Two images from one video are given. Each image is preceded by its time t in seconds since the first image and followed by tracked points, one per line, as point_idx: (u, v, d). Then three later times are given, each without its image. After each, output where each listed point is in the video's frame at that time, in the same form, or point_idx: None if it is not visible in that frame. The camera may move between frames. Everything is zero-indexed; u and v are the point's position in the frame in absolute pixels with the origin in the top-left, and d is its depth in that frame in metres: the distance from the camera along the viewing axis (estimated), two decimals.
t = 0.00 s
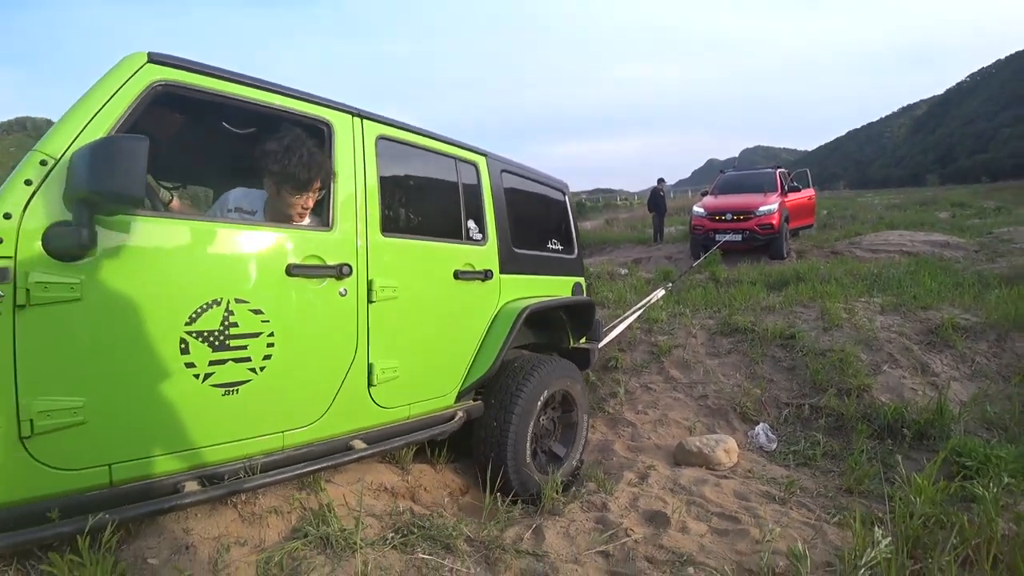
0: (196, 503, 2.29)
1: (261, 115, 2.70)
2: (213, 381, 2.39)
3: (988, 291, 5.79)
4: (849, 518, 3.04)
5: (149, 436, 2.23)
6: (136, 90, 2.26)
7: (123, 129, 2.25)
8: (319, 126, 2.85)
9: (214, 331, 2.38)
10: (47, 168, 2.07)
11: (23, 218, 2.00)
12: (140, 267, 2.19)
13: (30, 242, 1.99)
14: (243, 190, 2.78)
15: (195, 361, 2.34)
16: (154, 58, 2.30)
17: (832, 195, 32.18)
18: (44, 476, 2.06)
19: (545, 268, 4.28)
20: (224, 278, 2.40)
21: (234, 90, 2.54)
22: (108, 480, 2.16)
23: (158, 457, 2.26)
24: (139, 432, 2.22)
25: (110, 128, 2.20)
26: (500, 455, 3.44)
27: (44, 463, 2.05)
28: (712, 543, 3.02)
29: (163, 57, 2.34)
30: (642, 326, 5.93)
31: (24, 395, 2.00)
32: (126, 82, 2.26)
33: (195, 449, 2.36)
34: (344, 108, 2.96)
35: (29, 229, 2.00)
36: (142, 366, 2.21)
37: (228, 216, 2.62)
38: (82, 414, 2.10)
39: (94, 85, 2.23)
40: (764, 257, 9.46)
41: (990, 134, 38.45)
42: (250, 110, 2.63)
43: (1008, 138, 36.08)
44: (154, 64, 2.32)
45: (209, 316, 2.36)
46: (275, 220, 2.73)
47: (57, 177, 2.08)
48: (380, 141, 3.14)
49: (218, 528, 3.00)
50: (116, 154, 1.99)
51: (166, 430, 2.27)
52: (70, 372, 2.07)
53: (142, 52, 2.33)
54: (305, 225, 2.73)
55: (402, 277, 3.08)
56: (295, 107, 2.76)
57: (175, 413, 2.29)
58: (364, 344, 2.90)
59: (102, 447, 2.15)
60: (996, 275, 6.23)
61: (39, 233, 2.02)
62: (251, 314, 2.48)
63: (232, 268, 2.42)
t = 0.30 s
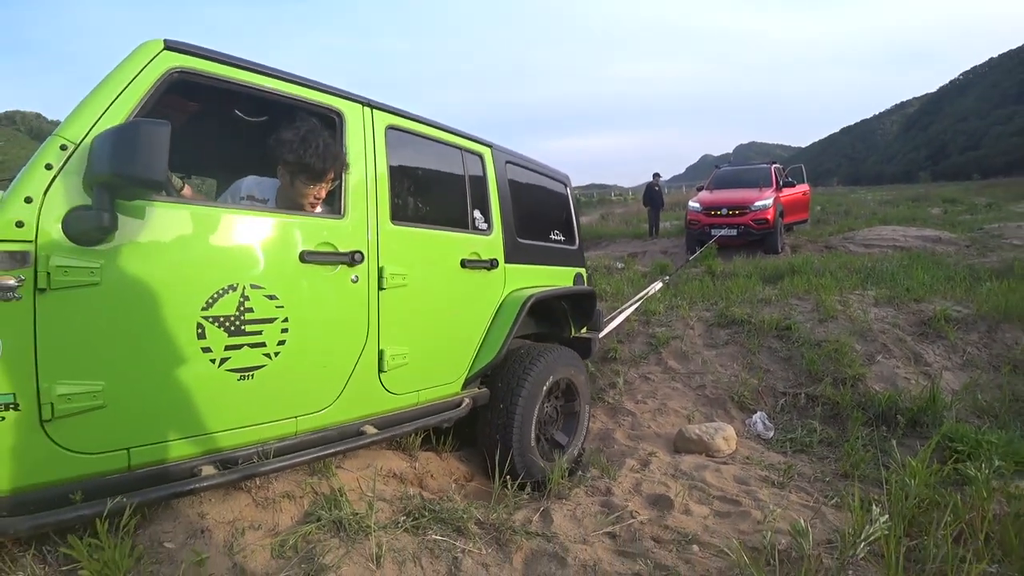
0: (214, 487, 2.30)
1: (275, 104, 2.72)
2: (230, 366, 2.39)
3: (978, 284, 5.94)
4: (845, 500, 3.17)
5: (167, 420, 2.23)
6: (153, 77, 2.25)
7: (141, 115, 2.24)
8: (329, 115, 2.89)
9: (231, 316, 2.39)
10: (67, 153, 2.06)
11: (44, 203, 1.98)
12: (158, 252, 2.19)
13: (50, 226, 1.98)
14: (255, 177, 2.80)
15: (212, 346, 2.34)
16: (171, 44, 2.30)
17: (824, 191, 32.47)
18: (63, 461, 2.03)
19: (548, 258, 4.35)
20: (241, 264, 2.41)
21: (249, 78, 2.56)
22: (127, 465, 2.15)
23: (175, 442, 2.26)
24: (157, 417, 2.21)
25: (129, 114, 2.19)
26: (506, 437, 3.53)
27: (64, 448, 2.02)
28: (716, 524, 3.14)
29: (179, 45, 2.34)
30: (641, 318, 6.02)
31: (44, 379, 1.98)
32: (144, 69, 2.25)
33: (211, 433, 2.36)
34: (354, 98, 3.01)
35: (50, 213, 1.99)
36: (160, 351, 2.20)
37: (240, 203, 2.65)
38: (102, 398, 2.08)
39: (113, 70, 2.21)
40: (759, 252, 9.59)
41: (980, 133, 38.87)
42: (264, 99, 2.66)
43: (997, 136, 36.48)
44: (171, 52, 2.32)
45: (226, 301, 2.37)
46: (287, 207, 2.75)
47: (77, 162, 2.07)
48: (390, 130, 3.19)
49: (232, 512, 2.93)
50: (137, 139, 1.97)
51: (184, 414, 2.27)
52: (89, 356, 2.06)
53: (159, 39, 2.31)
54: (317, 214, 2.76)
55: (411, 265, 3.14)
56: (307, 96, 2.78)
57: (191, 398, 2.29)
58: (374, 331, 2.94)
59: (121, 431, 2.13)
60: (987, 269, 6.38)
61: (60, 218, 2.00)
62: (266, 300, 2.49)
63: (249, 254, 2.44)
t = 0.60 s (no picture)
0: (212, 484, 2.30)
1: (271, 101, 2.74)
2: (227, 363, 2.40)
3: (957, 287, 6.09)
4: (828, 496, 3.26)
5: (163, 417, 2.24)
6: (151, 74, 2.26)
7: (138, 111, 2.25)
8: (326, 113, 2.91)
9: (227, 313, 2.40)
10: (65, 148, 2.06)
11: (42, 198, 1.99)
12: (155, 249, 2.21)
13: (47, 222, 1.98)
14: (251, 175, 2.83)
15: (209, 343, 2.35)
16: (169, 40, 2.31)
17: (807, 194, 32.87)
18: (59, 458, 2.03)
19: (538, 257, 4.40)
20: (239, 261, 2.43)
21: (249, 75, 2.58)
22: (123, 462, 2.15)
23: (170, 439, 2.27)
24: (153, 414, 2.21)
25: (127, 110, 2.20)
26: (497, 432, 3.57)
27: (61, 445, 2.03)
28: (703, 520, 3.21)
29: (178, 41, 2.35)
30: (628, 318, 6.09)
31: (41, 376, 1.98)
32: (142, 65, 2.25)
33: (208, 430, 2.37)
34: (351, 97, 3.03)
35: (49, 208, 1.99)
36: (158, 347, 2.22)
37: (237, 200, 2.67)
38: (99, 395, 2.09)
39: (110, 65, 2.22)
40: (743, 253, 9.71)
41: (958, 138, 39.58)
42: (263, 96, 2.68)
43: (975, 141, 37.18)
44: (169, 48, 2.33)
45: (223, 298, 2.39)
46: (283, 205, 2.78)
47: (74, 156, 2.07)
48: (386, 130, 3.22)
49: (225, 511, 2.93)
50: (137, 136, 1.98)
51: (181, 410, 2.28)
52: (86, 353, 2.06)
53: (157, 35, 2.32)
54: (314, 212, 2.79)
55: (406, 263, 3.18)
56: (304, 95, 2.80)
57: (188, 394, 2.30)
58: (369, 329, 2.97)
59: (118, 428, 2.14)
60: (965, 273, 6.54)
61: (58, 214, 2.00)
62: (263, 297, 2.51)
63: (246, 252, 2.46)
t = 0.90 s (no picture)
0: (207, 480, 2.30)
1: (272, 98, 2.75)
2: (224, 359, 2.41)
3: (945, 295, 6.16)
4: (817, 500, 3.29)
5: (160, 412, 2.24)
6: (152, 69, 2.27)
7: (139, 106, 2.26)
8: (326, 112, 2.93)
9: (226, 309, 2.41)
10: (65, 142, 2.06)
11: (42, 191, 1.99)
12: (154, 244, 2.22)
13: (47, 216, 1.99)
14: (249, 172, 2.82)
15: (206, 339, 2.36)
16: (171, 36, 2.31)
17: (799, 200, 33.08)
18: (56, 453, 2.03)
19: (534, 258, 4.43)
20: (237, 258, 2.44)
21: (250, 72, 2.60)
22: (118, 457, 2.15)
23: (166, 435, 2.27)
24: (150, 410, 2.22)
25: (128, 105, 2.20)
26: (491, 429, 3.59)
27: (57, 439, 2.03)
28: (694, 523, 3.24)
29: (179, 37, 2.36)
30: (621, 321, 6.12)
31: (39, 370, 1.98)
32: (142, 60, 2.26)
33: (205, 426, 2.38)
34: (351, 96, 3.05)
35: (49, 202, 2.00)
36: (156, 342, 2.22)
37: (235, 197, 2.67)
38: (97, 389, 2.09)
39: (111, 60, 2.22)
40: (736, 258, 9.77)
41: (949, 147, 39.95)
42: (263, 93, 2.69)
43: (965, 150, 37.55)
44: (171, 44, 2.34)
45: (222, 295, 2.39)
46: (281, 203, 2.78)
47: (76, 150, 2.08)
48: (384, 129, 3.24)
49: (217, 509, 2.93)
50: (140, 131, 1.99)
51: (178, 406, 2.29)
52: (84, 347, 2.07)
53: (158, 31, 2.33)
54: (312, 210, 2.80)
55: (404, 262, 3.19)
56: (305, 93, 2.81)
57: (185, 390, 2.30)
58: (366, 327, 2.98)
59: (115, 423, 2.14)
60: (954, 281, 6.62)
61: (58, 208, 2.01)
62: (261, 294, 2.52)
63: (245, 248, 2.47)
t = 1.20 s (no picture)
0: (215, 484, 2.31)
1: (274, 103, 2.76)
2: (231, 362, 2.43)
3: (941, 292, 6.20)
4: (818, 499, 3.32)
5: (169, 417, 2.25)
6: (156, 75, 2.27)
7: (144, 112, 2.26)
8: (328, 116, 2.94)
9: (232, 314, 2.43)
10: (72, 148, 2.07)
11: (50, 198, 2.00)
12: (161, 249, 2.23)
13: (54, 223, 1.99)
14: (253, 176, 2.82)
15: (214, 343, 2.37)
16: (175, 42, 2.32)
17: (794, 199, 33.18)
18: (65, 459, 2.03)
19: (534, 259, 4.45)
20: (243, 262, 2.46)
21: (253, 77, 2.61)
22: (128, 462, 2.16)
23: (175, 440, 2.28)
24: (158, 415, 2.23)
25: (133, 111, 2.21)
26: (495, 424, 3.61)
27: (67, 445, 2.03)
28: (696, 523, 3.26)
29: (182, 43, 2.36)
30: (620, 321, 6.14)
31: (49, 376, 1.98)
32: (146, 66, 2.27)
33: (213, 429, 2.40)
34: (352, 100, 3.06)
35: (57, 209, 2.01)
36: (163, 347, 2.23)
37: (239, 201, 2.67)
38: (106, 395, 2.10)
39: (115, 66, 2.23)
40: (733, 258, 9.80)
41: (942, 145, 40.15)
42: (266, 98, 2.70)
43: (958, 147, 37.75)
44: (174, 50, 2.34)
45: (228, 299, 2.41)
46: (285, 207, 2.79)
47: (83, 156, 2.09)
48: (385, 133, 3.25)
49: (221, 516, 2.93)
50: (148, 137, 1.99)
51: (186, 410, 2.30)
52: (93, 353, 2.07)
53: (162, 37, 2.33)
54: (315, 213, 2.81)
55: (407, 265, 3.21)
56: (306, 98, 2.82)
57: (192, 394, 2.32)
58: (370, 329, 3.00)
59: (124, 428, 2.15)
60: (949, 278, 6.66)
61: (65, 214, 2.02)
62: (266, 298, 2.54)
63: (250, 252, 2.49)
